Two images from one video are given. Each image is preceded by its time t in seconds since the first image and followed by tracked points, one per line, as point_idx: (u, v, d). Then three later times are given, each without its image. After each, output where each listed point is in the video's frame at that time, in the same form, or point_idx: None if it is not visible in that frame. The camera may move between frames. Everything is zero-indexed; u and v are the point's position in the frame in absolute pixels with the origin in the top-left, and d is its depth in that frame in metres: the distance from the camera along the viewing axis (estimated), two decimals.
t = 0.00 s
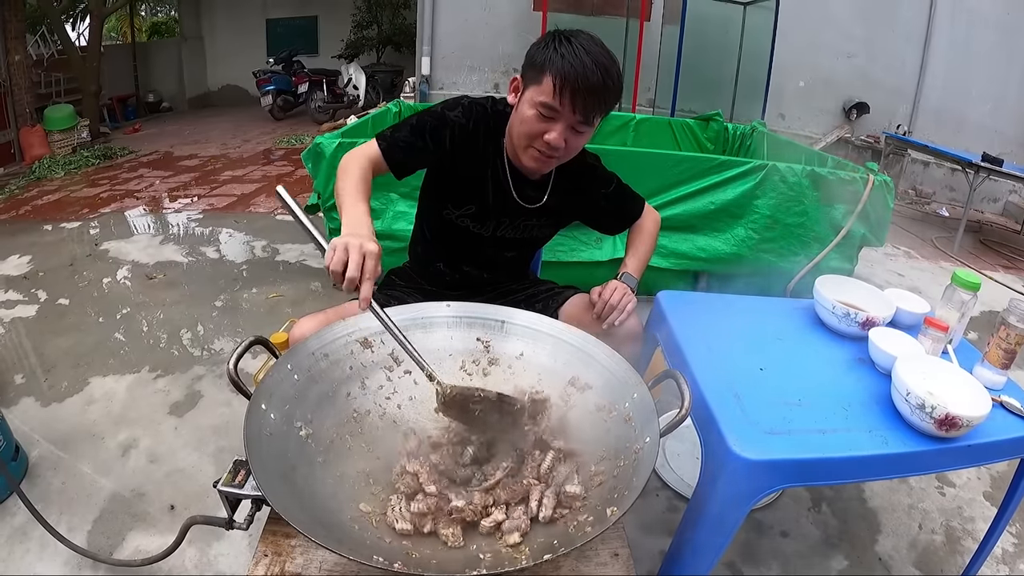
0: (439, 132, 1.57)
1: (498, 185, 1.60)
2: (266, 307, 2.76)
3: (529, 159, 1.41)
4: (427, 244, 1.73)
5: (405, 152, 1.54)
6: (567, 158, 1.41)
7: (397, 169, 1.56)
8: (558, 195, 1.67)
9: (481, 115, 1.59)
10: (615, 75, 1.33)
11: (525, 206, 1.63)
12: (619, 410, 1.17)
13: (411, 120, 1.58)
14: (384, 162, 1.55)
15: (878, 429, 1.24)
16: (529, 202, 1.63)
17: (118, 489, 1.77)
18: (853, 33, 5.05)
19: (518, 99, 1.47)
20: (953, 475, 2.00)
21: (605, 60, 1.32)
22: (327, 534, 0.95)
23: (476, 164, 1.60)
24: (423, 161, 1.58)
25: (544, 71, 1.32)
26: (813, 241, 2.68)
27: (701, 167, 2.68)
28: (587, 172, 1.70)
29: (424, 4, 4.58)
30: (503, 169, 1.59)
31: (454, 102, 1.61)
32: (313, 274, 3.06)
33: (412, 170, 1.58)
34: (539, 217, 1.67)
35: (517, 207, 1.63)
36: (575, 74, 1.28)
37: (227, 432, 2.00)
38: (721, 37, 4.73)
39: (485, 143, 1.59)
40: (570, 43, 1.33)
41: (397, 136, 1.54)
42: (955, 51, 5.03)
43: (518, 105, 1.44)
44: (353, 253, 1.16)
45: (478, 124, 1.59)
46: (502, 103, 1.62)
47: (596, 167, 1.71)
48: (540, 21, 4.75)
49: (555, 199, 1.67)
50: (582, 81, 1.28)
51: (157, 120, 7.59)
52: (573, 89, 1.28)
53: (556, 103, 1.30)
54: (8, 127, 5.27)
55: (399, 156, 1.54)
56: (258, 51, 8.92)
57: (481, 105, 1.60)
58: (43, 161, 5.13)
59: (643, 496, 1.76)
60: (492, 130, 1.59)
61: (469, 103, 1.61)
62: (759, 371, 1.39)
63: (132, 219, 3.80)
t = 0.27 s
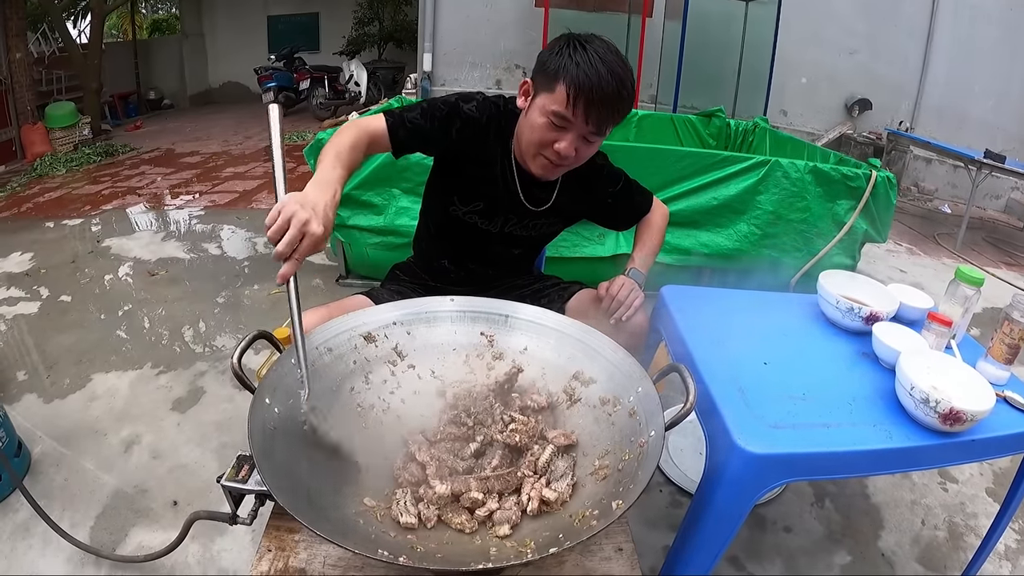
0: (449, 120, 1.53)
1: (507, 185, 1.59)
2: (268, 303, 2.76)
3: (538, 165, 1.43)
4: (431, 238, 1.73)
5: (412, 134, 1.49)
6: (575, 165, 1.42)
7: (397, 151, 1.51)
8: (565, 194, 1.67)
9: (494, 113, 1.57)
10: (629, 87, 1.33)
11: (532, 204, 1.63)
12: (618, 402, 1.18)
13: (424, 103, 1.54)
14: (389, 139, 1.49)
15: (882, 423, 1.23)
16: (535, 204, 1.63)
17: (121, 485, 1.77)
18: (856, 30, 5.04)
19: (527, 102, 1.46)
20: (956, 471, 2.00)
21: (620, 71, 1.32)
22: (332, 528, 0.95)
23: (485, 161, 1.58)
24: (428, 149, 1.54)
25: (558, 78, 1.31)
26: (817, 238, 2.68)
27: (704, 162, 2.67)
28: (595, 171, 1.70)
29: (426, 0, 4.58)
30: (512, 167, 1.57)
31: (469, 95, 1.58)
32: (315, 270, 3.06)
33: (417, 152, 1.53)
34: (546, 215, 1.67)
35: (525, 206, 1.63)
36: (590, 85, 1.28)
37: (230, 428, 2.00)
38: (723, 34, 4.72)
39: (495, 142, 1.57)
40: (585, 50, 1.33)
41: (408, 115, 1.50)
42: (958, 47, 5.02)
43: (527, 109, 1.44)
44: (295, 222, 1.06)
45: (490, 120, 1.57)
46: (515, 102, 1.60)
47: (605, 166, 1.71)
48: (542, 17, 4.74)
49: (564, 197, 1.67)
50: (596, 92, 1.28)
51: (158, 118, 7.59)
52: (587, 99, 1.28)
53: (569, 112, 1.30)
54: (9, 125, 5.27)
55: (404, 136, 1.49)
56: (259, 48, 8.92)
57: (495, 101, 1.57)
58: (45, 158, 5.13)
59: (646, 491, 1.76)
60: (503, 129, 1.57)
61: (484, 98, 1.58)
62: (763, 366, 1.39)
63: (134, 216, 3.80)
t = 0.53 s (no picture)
0: (471, 136, 1.50)
1: (523, 195, 1.59)
2: (272, 304, 2.76)
3: (554, 174, 1.43)
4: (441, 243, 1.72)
5: (441, 156, 1.45)
6: (590, 173, 1.43)
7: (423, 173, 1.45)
8: (576, 199, 1.67)
9: (509, 123, 1.55)
10: (648, 99, 1.33)
11: (545, 213, 1.63)
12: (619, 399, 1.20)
13: (443, 120, 1.49)
14: (418, 163, 1.43)
15: (888, 422, 1.24)
16: (548, 209, 1.63)
17: (126, 486, 1.77)
18: (859, 30, 5.05)
19: (542, 108, 1.46)
20: (961, 470, 2.00)
21: (641, 83, 1.32)
22: (341, 528, 0.95)
23: (499, 172, 1.57)
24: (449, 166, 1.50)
25: (578, 88, 1.30)
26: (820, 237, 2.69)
27: (709, 162, 2.67)
28: (605, 175, 1.70)
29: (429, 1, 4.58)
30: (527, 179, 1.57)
31: (485, 104, 1.54)
32: (319, 271, 3.07)
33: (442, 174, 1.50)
34: (557, 222, 1.68)
35: (538, 215, 1.63)
36: (612, 97, 1.28)
37: (235, 428, 2.00)
38: (726, 33, 4.72)
39: (510, 155, 1.55)
40: (606, 61, 1.32)
41: (432, 136, 1.45)
42: (961, 46, 5.01)
43: (544, 116, 1.43)
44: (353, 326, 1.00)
45: (507, 130, 1.54)
46: (526, 110, 1.58)
47: (614, 169, 1.71)
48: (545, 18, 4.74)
49: (574, 202, 1.67)
50: (619, 105, 1.28)
51: (160, 118, 7.60)
52: (608, 112, 1.28)
53: (589, 123, 1.30)
54: (12, 126, 5.28)
55: (433, 159, 1.44)
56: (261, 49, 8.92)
57: (509, 111, 1.55)
58: (48, 159, 5.14)
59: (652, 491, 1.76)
60: (518, 140, 1.56)
61: (500, 108, 1.55)
62: (769, 365, 1.39)
63: (138, 217, 3.80)
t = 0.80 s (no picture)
0: (464, 150, 1.49)
1: (519, 196, 1.61)
2: (272, 311, 2.76)
3: (553, 172, 1.42)
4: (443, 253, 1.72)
5: (434, 175, 1.45)
6: (588, 169, 1.42)
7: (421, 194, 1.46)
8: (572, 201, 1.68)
9: (501, 130, 1.55)
10: (640, 90, 1.33)
11: (544, 215, 1.66)
12: (635, 419, 1.14)
13: (433, 137, 1.48)
14: (412, 187, 1.44)
15: (891, 426, 1.24)
16: (547, 212, 1.66)
17: (128, 495, 1.77)
18: (856, 32, 5.06)
19: (537, 108, 1.46)
20: (963, 472, 2.00)
21: (631, 75, 1.32)
22: (347, 538, 0.95)
23: (497, 178, 1.59)
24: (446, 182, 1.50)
25: (570, 84, 1.31)
26: (820, 241, 2.70)
27: (707, 166, 2.67)
28: (603, 176, 1.72)
29: (427, 7, 4.59)
30: (523, 182, 1.60)
31: (474, 116, 1.54)
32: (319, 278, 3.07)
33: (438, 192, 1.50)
34: (556, 225, 1.70)
35: (536, 216, 1.65)
36: (604, 89, 1.28)
37: (237, 436, 2.00)
38: (724, 36, 4.74)
39: (506, 158, 1.57)
40: (595, 55, 1.33)
41: (423, 157, 1.45)
42: (958, 47, 5.03)
43: (538, 115, 1.44)
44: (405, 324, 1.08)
45: (500, 138, 1.54)
46: (519, 114, 1.58)
47: (611, 168, 1.72)
48: (543, 22, 4.75)
49: (572, 204, 1.69)
50: (611, 96, 1.28)
51: (159, 125, 7.61)
52: (602, 104, 1.29)
53: (584, 117, 1.30)
54: (11, 134, 5.28)
55: (426, 180, 1.44)
56: (260, 55, 8.93)
57: (501, 118, 1.55)
58: (47, 167, 5.14)
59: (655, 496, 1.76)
60: (512, 144, 1.57)
61: (489, 116, 1.55)
62: (772, 370, 1.40)
63: (137, 224, 3.80)
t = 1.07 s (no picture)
0: (453, 135, 1.56)
1: (512, 191, 1.59)
2: (271, 317, 2.76)
3: (542, 172, 1.43)
4: (438, 252, 1.72)
5: (418, 152, 1.54)
6: (579, 170, 1.42)
7: (407, 170, 1.56)
8: (568, 200, 1.66)
9: (495, 122, 1.59)
10: (630, 92, 1.33)
11: (535, 213, 1.63)
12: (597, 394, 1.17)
13: (426, 121, 1.58)
14: (396, 160, 1.56)
15: (891, 430, 1.24)
16: (539, 210, 1.63)
17: (127, 502, 1.77)
18: (852, 35, 5.09)
19: (530, 108, 1.47)
20: (962, 474, 2.00)
21: (622, 77, 1.32)
22: (348, 546, 0.95)
23: (490, 171, 1.59)
24: (435, 164, 1.57)
25: (561, 85, 1.32)
26: (818, 244, 2.70)
27: (706, 171, 2.69)
28: (597, 179, 1.71)
29: (424, 12, 4.61)
30: (514, 176, 1.58)
31: (469, 107, 1.61)
32: (317, 284, 3.07)
33: (424, 171, 1.57)
34: (550, 224, 1.67)
35: (528, 214, 1.63)
36: (593, 91, 1.28)
37: (236, 443, 2.00)
38: (720, 40, 4.76)
39: (499, 151, 1.58)
40: (587, 58, 1.33)
41: (410, 136, 1.55)
42: (953, 50, 5.05)
43: (531, 116, 1.45)
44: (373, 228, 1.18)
45: (492, 129, 1.58)
46: (516, 111, 1.62)
47: (606, 173, 1.72)
48: (540, 27, 4.76)
49: (566, 205, 1.66)
50: (599, 97, 1.28)
51: (156, 130, 7.60)
52: (590, 105, 1.29)
53: (573, 117, 1.31)
54: (8, 139, 5.27)
55: (410, 154, 1.54)
56: (257, 60, 8.93)
57: (495, 111, 1.60)
58: (44, 173, 5.13)
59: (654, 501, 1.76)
60: (506, 138, 1.58)
61: (483, 109, 1.60)
62: (771, 374, 1.40)
63: (135, 231, 3.79)
